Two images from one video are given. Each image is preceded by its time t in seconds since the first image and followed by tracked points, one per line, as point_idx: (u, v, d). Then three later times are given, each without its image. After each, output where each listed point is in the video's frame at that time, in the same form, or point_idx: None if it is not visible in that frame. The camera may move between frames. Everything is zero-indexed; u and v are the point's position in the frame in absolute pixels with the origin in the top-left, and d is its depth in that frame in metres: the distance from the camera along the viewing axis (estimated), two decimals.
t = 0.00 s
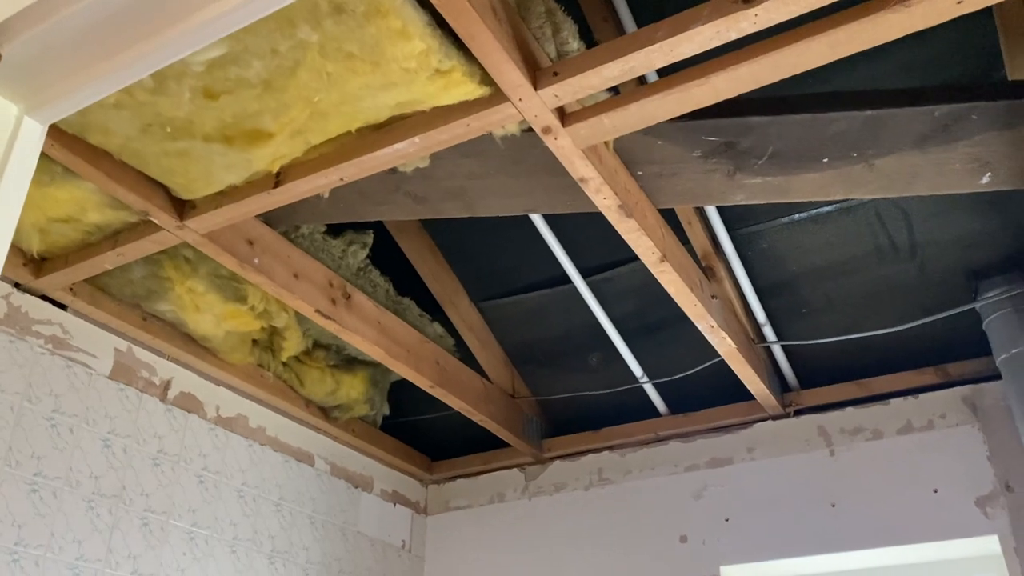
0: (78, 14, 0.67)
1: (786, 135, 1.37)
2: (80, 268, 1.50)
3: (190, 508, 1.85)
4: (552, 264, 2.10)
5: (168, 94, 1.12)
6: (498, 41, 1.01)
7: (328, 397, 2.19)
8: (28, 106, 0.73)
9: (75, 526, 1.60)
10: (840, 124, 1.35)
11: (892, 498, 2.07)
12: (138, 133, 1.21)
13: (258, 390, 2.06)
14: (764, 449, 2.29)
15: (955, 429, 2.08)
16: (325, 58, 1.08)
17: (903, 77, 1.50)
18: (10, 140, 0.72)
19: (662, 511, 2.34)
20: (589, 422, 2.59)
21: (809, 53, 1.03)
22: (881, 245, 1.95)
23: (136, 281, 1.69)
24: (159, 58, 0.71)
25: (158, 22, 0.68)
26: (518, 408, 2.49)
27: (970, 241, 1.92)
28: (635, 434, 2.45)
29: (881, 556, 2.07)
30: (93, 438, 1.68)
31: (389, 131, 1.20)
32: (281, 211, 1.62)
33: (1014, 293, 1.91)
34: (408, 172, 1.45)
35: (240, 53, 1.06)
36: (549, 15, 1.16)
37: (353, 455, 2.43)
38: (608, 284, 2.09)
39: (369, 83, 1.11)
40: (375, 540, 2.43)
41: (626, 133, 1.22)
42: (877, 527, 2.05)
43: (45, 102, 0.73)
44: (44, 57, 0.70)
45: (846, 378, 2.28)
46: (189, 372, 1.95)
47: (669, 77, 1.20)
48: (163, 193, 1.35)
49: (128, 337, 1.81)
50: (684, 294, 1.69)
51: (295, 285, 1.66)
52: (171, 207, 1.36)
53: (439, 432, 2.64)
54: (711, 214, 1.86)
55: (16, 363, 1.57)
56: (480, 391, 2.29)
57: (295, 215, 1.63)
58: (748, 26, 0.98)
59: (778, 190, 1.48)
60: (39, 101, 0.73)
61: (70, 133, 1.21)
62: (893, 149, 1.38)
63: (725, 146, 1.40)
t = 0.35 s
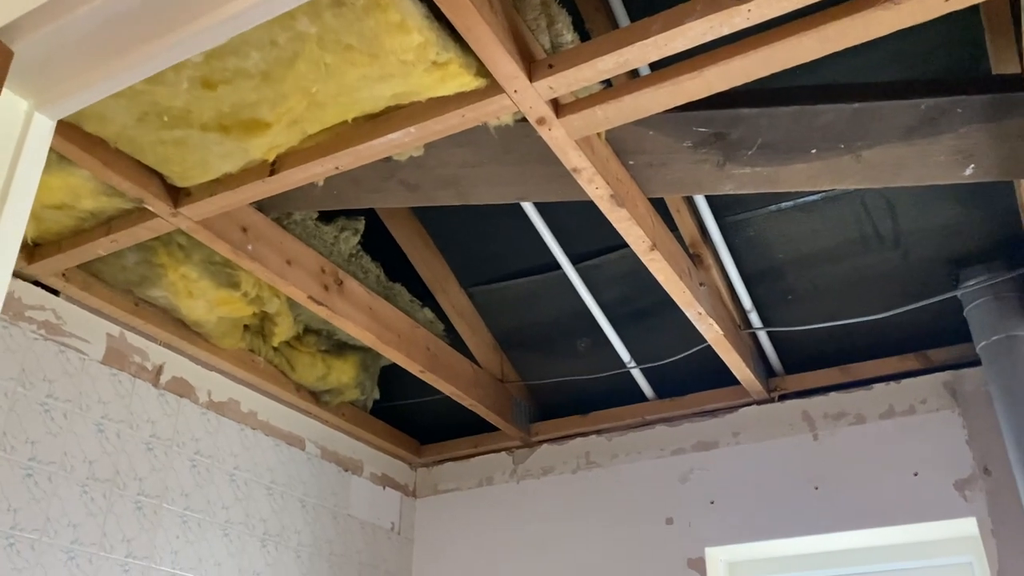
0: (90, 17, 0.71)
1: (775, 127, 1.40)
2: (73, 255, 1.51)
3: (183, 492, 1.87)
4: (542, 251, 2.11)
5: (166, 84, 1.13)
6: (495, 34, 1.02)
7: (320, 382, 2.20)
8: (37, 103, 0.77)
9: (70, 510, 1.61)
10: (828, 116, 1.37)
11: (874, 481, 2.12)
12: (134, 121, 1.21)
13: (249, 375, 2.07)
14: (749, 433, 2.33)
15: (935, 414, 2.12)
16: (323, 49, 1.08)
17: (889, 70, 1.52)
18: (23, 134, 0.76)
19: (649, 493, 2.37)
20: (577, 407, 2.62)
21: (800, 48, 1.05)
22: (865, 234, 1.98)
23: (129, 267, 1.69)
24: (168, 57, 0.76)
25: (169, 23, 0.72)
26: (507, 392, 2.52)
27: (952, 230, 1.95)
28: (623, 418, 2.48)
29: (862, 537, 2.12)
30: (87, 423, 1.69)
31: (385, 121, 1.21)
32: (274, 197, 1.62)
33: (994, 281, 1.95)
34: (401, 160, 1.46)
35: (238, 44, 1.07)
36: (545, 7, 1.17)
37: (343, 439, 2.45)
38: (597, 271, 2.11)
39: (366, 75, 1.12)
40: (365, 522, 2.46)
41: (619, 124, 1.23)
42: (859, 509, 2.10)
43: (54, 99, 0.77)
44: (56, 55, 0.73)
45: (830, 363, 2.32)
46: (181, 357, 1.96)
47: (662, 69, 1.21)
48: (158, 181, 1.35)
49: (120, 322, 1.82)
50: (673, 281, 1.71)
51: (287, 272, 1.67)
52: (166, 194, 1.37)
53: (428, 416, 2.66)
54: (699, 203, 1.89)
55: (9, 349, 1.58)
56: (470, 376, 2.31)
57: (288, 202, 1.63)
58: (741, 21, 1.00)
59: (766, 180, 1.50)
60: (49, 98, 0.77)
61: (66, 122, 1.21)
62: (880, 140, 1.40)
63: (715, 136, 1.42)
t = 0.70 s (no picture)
0: None
1: (766, 100, 1.42)
2: (69, 222, 1.51)
3: (178, 457, 1.90)
4: (532, 221, 2.14)
5: (168, 52, 1.14)
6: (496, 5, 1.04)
7: (312, 350, 2.22)
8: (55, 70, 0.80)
9: (69, 474, 1.65)
10: (818, 90, 1.40)
11: (854, 448, 2.18)
12: (135, 89, 1.22)
13: (242, 343, 2.09)
14: (733, 401, 2.38)
15: (915, 383, 2.18)
16: (326, 18, 1.10)
17: (878, 45, 1.55)
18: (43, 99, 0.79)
19: (635, 460, 2.43)
20: (565, 376, 2.67)
21: (794, 23, 1.07)
22: (850, 206, 2.03)
23: (125, 236, 1.70)
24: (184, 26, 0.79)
25: None
26: (497, 361, 2.55)
27: (934, 204, 2.00)
28: (610, 386, 2.53)
29: (842, 502, 2.19)
30: (83, 389, 1.72)
31: (384, 91, 1.23)
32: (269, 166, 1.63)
33: (974, 254, 2.00)
34: (397, 129, 1.47)
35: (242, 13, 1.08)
36: None
37: (334, 407, 2.48)
38: (587, 242, 2.14)
39: (368, 45, 1.14)
40: (356, 488, 2.50)
41: (615, 97, 1.25)
42: (838, 475, 2.17)
43: (73, 66, 0.80)
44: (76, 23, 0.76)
45: (813, 334, 2.37)
46: (175, 325, 1.98)
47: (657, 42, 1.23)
48: (155, 149, 1.36)
49: (115, 290, 1.83)
50: (663, 252, 1.75)
51: (283, 241, 1.68)
52: (163, 162, 1.37)
53: (417, 384, 2.70)
54: (688, 175, 1.92)
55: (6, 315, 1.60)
56: (461, 345, 2.34)
57: (283, 171, 1.64)
58: None
59: (756, 153, 1.53)
60: (68, 65, 0.80)
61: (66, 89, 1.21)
62: (868, 114, 1.43)
63: (707, 109, 1.45)
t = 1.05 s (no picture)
0: None
1: (765, 72, 1.47)
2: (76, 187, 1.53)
3: (182, 418, 1.95)
4: (529, 188, 2.17)
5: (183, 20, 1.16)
6: None
7: (311, 315, 2.26)
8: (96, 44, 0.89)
9: (78, 434, 1.69)
10: (814, 63, 1.44)
11: (838, 410, 2.25)
12: (148, 57, 1.24)
13: (242, 307, 2.13)
14: (722, 364, 2.44)
15: (898, 347, 2.25)
16: None
17: (872, 17, 1.58)
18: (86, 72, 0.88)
19: (626, 421, 2.49)
20: (558, 340, 2.72)
21: None
22: (839, 175, 2.08)
23: (129, 201, 1.72)
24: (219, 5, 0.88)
25: None
26: (492, 326, 2.60)
27: (922, 173, 2.05)
28: (602, 350, 2.58)
29: (825, 461, 2.27)
30: (90, 351, 1.76)
31: (392, 61, 1.25)
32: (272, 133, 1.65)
33: (957, 223, 2.05)
34: (401, 97, 1.49)
35: None
36: None
37: (331, 370, 2.53)
38: (582, 209, 2.18)
39: (379, 15, 1.17)
40: (354, 449, 2.55)
41: (618, 68, 1.28)
42: (823, 435, 2.24)
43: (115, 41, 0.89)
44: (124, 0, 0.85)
45: (801, 300, 2.43)
46: (177, 289, 2.02)
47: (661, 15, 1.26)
48: (163, 116, 1.38)
49: (119, 254, 1.86)
50: (659, 220, 1.79)
51: (286, 206, 1.71)
52: (171, 128, 1.39)
53: (413, 348, 2.74)
54: (683, 144, 1.96)
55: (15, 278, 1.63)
56: (457, 310, 2.38)
57: (286, 138, 1.66)
58: None
59: (752, 123, 1.57)
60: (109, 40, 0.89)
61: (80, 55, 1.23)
62: (862, 86, 1.47)
63: (706, 80, 1.49)
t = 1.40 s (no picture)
0: None
1: (757, 39, 1.52)
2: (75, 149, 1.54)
3: (182, 378, 1.99)
4: (523, 151, 2.20)
5: None
6: None
7: (306, 277, 2.29)
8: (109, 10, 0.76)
9: (80, 393, 1.73)
10: (803, 29, 1.50)
11: (823, 370, 2.31)
12: (149, 20, 1.26)
13: (239, 269, 2.16)
14: (710, 326, 2.49)
15: (882, 309, 2.31)
16: None
17: None
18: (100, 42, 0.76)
19: (616, 381, 2.54)
20: (549, 302, 2.76)
21: None
22: (829, 140, 2.11)
23: (128, 162, 1.74)
24: None
25: None
26: (484, 289, 2.64)
27: (910, 138, 2.09)
28: (593, 312, 2.63)
29: (809, 420, 2.33)
30: (90, 312, 1.78)
31: (390, 25, 1.26)
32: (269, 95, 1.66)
33: (943, 187, 2.10)
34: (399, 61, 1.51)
35: None
36: None
37: (326, 331, 2.56)
38: (575, 172, 2.21)
39: None
40: (349, 408, 2.60)
41: (615, 33, 1.30)
42: (807, 395, 2.30)
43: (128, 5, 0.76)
44: None
45: (788, 263, 2.47)
46: (175, 250, 2.04)
47: None
48: (163, 78, 1.39)
49: (116, 216, 1.88)
50: (651, 184, 1.81)
51: (283, 169, 1.72)
52: (170, 90, 1.40)
53: (407, 310, 2.78)
54: (676, 107, 1.98)
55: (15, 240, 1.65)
56: (451, 272, 2.42)
57: (283, 100, 1.68)
58: None
59: (744, 89, 1.59)
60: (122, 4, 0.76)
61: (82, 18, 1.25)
62: (853, 52, 1.50)
63: (700, 45, 1.53)
